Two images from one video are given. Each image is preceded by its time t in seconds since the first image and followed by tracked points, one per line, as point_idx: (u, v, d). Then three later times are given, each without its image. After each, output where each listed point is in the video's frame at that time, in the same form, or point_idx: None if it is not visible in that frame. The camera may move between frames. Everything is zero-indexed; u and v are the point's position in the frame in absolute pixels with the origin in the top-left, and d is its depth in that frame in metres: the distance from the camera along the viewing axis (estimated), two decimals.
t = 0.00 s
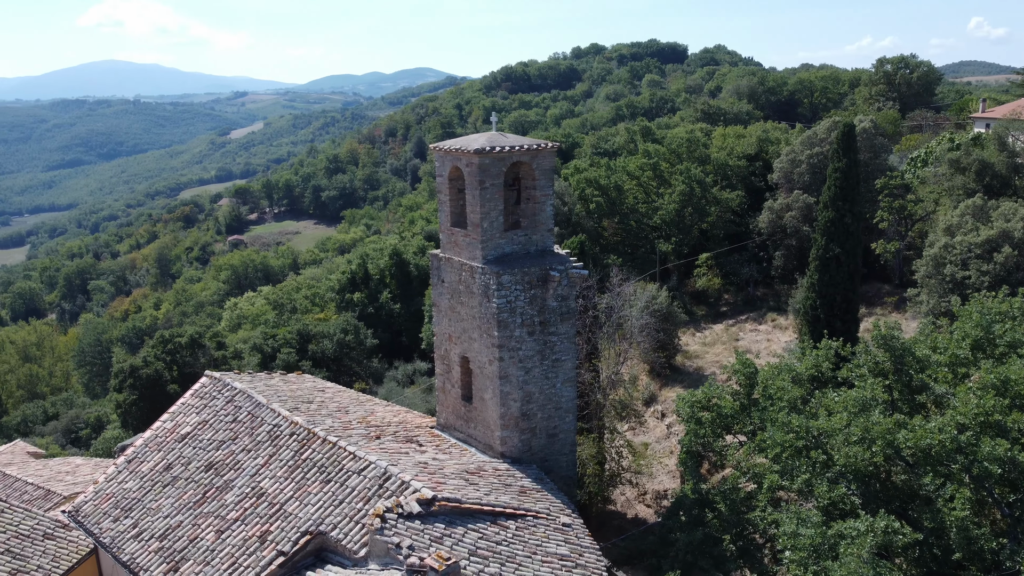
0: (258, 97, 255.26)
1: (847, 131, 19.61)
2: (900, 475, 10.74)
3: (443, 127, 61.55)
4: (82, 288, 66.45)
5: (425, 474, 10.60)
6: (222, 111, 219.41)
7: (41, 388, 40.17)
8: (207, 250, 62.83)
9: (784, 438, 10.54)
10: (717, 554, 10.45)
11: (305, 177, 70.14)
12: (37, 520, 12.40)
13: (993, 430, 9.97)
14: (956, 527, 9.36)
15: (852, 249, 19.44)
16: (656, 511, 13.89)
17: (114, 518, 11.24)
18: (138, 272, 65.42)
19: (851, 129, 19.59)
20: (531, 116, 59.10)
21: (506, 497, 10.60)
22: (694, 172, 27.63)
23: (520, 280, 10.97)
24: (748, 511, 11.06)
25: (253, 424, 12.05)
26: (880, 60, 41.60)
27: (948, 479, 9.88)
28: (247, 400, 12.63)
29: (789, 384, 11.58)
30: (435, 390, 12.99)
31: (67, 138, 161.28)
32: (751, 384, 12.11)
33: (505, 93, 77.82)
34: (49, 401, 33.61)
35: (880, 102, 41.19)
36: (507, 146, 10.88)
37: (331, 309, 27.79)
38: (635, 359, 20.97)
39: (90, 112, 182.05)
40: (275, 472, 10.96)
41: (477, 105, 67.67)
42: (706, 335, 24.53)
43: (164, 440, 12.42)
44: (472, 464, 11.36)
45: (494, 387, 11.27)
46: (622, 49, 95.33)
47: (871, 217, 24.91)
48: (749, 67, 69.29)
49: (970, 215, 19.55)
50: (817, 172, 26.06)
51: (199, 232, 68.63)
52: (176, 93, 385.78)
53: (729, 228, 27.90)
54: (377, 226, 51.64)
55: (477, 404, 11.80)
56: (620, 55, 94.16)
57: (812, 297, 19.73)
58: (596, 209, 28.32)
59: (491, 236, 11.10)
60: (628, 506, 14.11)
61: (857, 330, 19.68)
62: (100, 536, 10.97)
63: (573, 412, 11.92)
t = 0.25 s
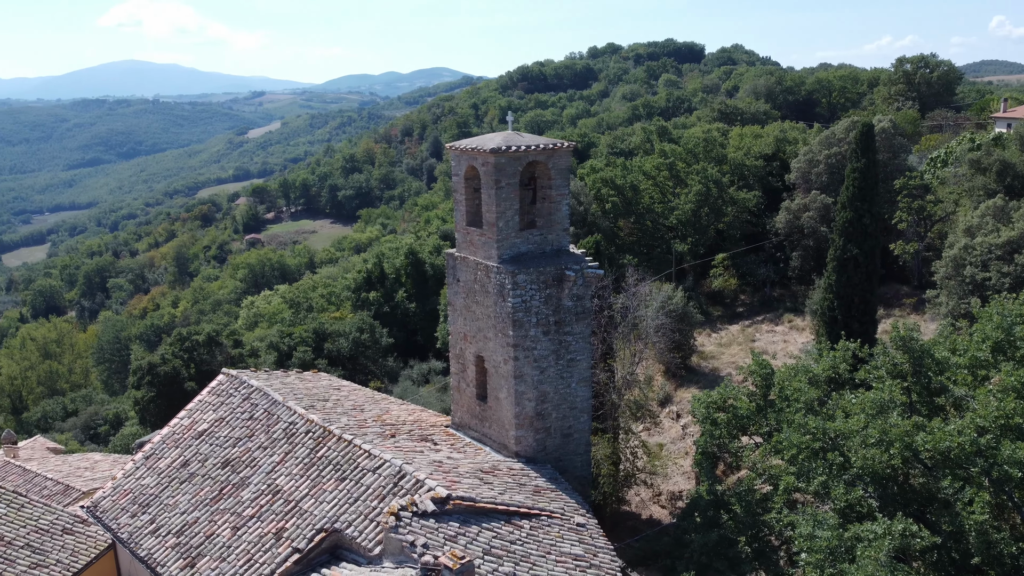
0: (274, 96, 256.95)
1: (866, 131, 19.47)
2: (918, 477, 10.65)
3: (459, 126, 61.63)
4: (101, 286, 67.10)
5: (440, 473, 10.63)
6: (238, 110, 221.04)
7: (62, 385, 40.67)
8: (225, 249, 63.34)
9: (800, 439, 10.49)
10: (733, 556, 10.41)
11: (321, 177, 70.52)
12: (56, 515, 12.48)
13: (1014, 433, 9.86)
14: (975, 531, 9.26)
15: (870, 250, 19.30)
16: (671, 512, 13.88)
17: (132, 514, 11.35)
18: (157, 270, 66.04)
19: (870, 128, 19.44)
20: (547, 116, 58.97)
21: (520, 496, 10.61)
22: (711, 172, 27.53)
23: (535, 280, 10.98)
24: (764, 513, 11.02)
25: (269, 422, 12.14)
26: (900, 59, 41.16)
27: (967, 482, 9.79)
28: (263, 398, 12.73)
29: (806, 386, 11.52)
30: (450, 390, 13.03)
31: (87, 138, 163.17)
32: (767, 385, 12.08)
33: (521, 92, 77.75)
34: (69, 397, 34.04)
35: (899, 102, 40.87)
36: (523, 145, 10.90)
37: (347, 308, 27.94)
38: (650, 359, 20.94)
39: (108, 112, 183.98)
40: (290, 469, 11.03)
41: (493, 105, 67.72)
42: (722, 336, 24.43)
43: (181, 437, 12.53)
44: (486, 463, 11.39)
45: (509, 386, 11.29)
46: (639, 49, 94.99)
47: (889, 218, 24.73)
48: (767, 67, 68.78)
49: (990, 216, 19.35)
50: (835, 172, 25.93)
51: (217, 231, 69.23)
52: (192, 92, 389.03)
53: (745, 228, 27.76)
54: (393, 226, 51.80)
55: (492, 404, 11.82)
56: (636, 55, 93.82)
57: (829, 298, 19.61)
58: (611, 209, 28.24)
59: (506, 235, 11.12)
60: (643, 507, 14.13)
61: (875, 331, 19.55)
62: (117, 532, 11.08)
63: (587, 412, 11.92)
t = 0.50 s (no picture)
0: (290, 96, 258.96)
1: (884, 131, 19.30)
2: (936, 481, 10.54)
3: (475, 126, 61.67)
4: (120, 284, 67.69)
5: (454, 472, 10.65)
6: (254, 110, 222.45)
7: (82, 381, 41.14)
8: (243, 247, 63.86)
9: (817, 442, 10.42)
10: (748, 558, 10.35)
11: (338, 176, 70.89)
12: (76, 511, 12.67)
13: None
14: (995, 535, 9.14)
15: (889, 251, 19.14)
16: (686, 513, 13.86)
17: (150, 510, 11.47)
18: (175, 269, 66.68)
19: (889, 128, 19.27)
20: (564, 115, 58.81)
21: (534, 496, 10.61)
22: (728, 172, 27.46)
23: (550, 280, 10.98)
24: (780, 515, 10.97)
25: (285, 420, 12.21)
26: (920, 58, 40.76)
27: (987, 486, 9.69)
28: (279, 396, 12.81)
29: (823, 387, 11.46)
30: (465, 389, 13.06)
31: (107, 137, 164.97)
32: (784, 387, 12.01)
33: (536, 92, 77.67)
34: (89, 393, 34.46)
35: (919, 102, 40.57)
36: (539, 145, 10.90)
37: (363, 307, 28.07)
38: (665, 360, 20.89)
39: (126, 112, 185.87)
40: (306, 467, 11.09)
41: (509, 105, 67.73)
42: (738, 337, 24.33)
43: (199, 434, 12.65)
44: (501, 463, 11.40)
45: (524, 386, 11.30)
46: (657, 48, 94.64)
47: (908, 219, 24.54)
48: (786, 66, 68.28)
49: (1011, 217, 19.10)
50: (853, 172, 25.79)
51: (235, 230, 69.84)
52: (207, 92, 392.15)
53: (763, 228, 27.61)
54: (409, 225, 51.97)
55: (507, 403, 11.84)
56: (653, 54, 93.50)
57: (847, 299, 19.48)
58: (627, 209, 27.97)
59: (522, 235, 11.13)
60: (658, 508, 14.14)
61: (893, 333, 19.41)
62: (135, 528, 11.20)
63: (602, 412, 11.91)
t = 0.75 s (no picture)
0: (305, 96, 260.63)
1: (903, 131, 19.13)
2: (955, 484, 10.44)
3: (491, 126, 61.73)
4: (139, 281, 68.41)
5: (469, 471, 10.67)
6: (269, 110, 223.74)
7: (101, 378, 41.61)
8: (260, 246, 64.39)
9: (834, 444, 10.35)
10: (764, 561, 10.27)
11: (355, 175, 71.23)
12: (94, 506, 12.81)
13: None
14: (1015, 540, 9.00)
15: (908, 252, 18.99)
16: (700, 514, 13.83)
17: (167, 506, 11.58)
18: (192, 267, 67.28)
19: (908, 128, 19.09)
20: (580, 115, 58.67)
21: (549, 496, 10.62)
22: (745, 172, 27.36)
23: (566, 280, 10.98)
24: (796, 518, 10.91)
25: (301, 418, 12.29)
26: (940, 58, 40.35)
27: (1006, 490, 9.58)
28: (295, 394, 12.90)
29: (840, 390, 11.40)
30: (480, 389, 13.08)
31: (125, 137, 166.69)
32: (801, 389, 11.95)
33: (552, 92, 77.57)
34: (107, 390, 34.82)
35: (939, 101, 40.24)
36: (555, 145, 10.90)
37: (379, 306, 28.21)
38: (680, 361, 20.85)
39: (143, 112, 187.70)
40: (321, 465, 11.15)
41: (525, 105, 67.74)
42: (754, 338, 24.20)
43: (215, 431, 12.75)
44: (515, 462, 11.41)
45: (539, 386, 11.31)
46: (673, 48, 94.27)
47: (927, 220, 24.33)
48: (805, 66, 67.77)
49: None
50: (872, 172, 25.60)
51: (252, 228, 70.39)
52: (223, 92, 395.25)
53: (780, 229, 27.44)
54: (425, 224, 52.12)
55: (522, 403, 11.85)
56: (670, 54, 93.16)
57: (865, 300, 19.36)
58: (643, 209, 27.86)
59: (538, 235, 11.14)
60: (673, 509, 14.14)
61: (912, 335, 19.27)
62: (152, 524, 11.31)
63: (617, 413, 11.90)
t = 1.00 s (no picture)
0: (320, 96, 262.10)
1: (923, 131, 18.95)
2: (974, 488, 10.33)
3: (507, 126, 61.75)
4: (157, 280, 69.16)
5: (483, 471, 10.69)
6: (285, 109, 225.27)
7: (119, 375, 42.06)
8: (276, 245, 64.84)
9: (851, 446, 10.30)
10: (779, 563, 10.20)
11: (371, 175, 71.54)
12: (112, 502, 12.98)
13: None
14: None
15: (927, 253, 18.82)
16: (715, 516, 13.78)
17: (183, 503, 11.68)
18: (209, 265, 67.87)
19: (928, 128, 18.91)
20: (595, 114, 58.49)
21: (563, 496, 10.61)
22: (762, 172, 27.18)
23: (581, 280, 10.97)
24: (812, 520, 10.86)
25: (316, 416, 12.36)
26: (961, 57, 39.87)
27: None
28: (311, 392, 12.97)
29: (857, 392, 11.33)
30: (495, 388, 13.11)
31: (143, 136, 168.25)
32: (817, 390, 11.89)
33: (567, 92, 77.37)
34: (126, 387, 35.20)
35: (960, 102, 39.86)
36: (571, 145, 10.89)
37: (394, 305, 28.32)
38: (695, 361, 20.79)
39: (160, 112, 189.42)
40: (336, 464, 11.21)
41: (541, 105, 67.71)
42: (771, 339, 24.06)
43: (231, 429, 12.85)
44: (529, 462, 11.42)
45: (553, 386, 11.31)
46: (690, 48, 93.87)
47: (947, 221, 24.10)
48: (824, 65, 67.23)
49: None
50: (891, 173, 25.37)
51: (269, 227, 70.87)
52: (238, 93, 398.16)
53: (797, 229, 27.37)
54: (440, 224, 52.25)
55: (537, 403, 11.86)
56: (687, 53, 92.75)
57: (883, 301, 19.22)
58: (659, 209, 27.88)
59: (553, 235, 11.15)
60: (688, 510, 14.11)
61: (931, 337, 19.07)
62: (169, 520, 11.41)
63: (632, 413, 11.88)
